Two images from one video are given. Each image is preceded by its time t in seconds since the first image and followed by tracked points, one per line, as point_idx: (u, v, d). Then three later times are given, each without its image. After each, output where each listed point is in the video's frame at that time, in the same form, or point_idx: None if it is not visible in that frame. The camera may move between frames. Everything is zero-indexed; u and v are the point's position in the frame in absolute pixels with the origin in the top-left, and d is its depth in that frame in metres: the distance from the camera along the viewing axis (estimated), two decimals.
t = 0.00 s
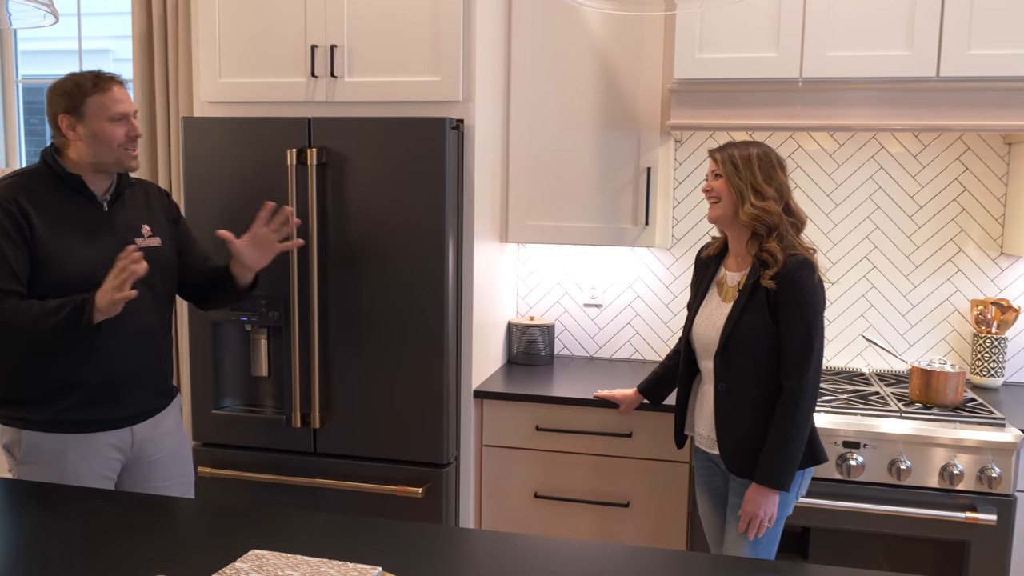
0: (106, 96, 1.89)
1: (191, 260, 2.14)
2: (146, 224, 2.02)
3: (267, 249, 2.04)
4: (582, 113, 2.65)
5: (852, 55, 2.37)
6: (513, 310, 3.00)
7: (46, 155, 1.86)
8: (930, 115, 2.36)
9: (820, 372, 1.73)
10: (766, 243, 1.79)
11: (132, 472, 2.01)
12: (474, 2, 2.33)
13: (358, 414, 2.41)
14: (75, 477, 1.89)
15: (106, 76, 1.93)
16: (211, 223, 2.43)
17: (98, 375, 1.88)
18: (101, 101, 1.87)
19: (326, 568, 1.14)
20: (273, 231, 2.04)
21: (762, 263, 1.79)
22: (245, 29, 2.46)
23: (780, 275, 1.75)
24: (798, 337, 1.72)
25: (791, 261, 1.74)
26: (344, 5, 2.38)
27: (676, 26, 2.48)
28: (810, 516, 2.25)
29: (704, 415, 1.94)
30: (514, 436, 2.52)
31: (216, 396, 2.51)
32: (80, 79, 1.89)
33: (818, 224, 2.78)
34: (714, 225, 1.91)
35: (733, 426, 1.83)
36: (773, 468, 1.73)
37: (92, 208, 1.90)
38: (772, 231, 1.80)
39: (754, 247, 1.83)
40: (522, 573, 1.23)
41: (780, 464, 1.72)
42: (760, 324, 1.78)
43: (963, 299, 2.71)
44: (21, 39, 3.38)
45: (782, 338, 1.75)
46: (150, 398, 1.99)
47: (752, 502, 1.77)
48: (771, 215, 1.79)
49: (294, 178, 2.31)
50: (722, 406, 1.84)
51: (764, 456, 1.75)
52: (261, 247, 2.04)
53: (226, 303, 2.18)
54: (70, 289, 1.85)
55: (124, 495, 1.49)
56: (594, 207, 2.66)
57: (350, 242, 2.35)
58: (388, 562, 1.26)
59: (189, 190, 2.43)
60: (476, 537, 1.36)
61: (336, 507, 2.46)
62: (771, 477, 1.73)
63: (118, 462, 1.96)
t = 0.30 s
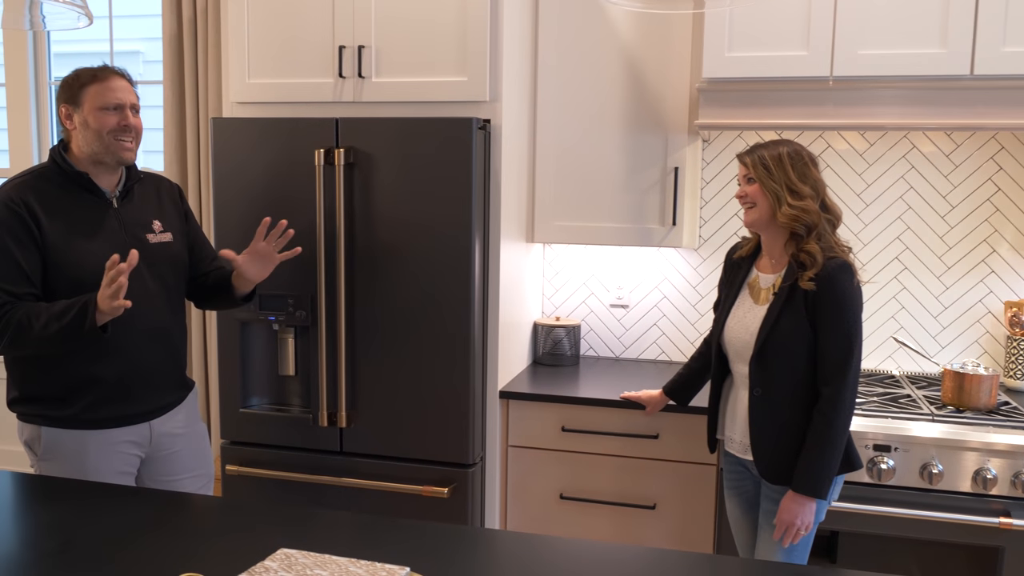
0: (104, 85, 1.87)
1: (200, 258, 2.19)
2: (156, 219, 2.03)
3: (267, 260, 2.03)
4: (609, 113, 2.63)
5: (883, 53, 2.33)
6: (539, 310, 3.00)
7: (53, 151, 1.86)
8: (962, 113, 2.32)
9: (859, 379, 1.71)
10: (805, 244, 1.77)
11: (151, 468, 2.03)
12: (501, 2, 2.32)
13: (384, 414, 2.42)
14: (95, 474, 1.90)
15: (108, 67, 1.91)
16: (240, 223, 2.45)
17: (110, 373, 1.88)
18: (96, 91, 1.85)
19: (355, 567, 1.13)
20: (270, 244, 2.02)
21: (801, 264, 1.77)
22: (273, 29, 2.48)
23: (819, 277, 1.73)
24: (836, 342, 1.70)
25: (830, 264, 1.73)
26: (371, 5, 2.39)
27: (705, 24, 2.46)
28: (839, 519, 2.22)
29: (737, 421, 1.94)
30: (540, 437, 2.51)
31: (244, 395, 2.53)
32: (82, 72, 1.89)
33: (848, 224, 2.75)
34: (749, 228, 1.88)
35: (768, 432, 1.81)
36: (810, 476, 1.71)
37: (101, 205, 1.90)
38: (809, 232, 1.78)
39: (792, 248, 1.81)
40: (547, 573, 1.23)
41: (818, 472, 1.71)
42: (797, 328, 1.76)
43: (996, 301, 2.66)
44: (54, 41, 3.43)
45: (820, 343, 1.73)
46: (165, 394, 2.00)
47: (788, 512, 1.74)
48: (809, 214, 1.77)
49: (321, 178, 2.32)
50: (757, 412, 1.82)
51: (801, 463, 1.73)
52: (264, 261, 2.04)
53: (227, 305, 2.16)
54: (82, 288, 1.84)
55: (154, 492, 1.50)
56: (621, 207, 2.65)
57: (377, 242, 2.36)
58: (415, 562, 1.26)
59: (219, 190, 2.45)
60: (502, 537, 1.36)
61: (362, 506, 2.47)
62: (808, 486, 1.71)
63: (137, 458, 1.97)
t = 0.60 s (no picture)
0: (137, 99, 1.86)
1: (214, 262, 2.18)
2: (172, 220, 2.04)
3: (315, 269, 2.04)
4: (629, 112, 2.62)
5: (906, 52, 2.31)
6: (558, 311, 2.99)
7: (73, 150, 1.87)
8: (986, 112, 2.29)
9: (884, 380, 1.69)
10: (832, 247, 1.76)
11: (167, 465, 2.04)
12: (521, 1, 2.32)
13: (403, 414, 2.42)
14: (112, 472, 1.90)
15: (142, 79, 1.90)
16: (260, 223, 2.46)
17: (127, 372, 1.89)
18: (126, 104, 1.84)
19: (374, 567, 1.13)
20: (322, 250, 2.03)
21: (828, 266, 1.76)
22: (293, 30, 2.49)
23: (845, 279, 1.71)
24: (862, 345, 1.68)
25: (857, 266, 1.71)
26: (391, 5, 2.39)
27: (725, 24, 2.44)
28: (861, 523, 2.19)
29: (756, 421, 1.92)
30: (558, 437, 2.51)
31: (264, 393, 2.54)
32: (116, 79, 1.87)
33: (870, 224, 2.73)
34: (775, 225, 1.87)
35: (791, 435, 1.80)
36: (836, 480, 1.69)
37: (118, 206, 1.91)
38: (836, 234, 1.77)
39: (817, 249, 1.80)
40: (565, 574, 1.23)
41: (844, 477, 1.69)
42: (821, 329, 1.74)
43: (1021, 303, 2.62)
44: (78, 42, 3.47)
45: (845, 344, 1.71)
46: (179, 393, 2.01)
47: (818, 519, 1.73)
48: (835, 217, 1.76)
49: (341, 178, 2.32)
50: (779, 414, 1.80)
51: (827, 467, 1.72)
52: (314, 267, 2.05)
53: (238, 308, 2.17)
54: (99, 288, 1.86)
55: (175, 490, 1.51)
56: (640, 207, 2.64)
57: (397, 240, 2.36)
58: (433, 563, 1.25)
59: (240, 190, 2.47)
60: (520, 537, 1.36)
61: (380, 506, 2.47)
62: (835, 491, 1.69)
63: (154, 456, 1.98)
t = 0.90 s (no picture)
0: (147, 91, 1.90)
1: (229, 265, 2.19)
2: (194, 221, 2.05)
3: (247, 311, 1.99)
4: (644, 113, 2.62)
5: (924, 51, 2.29)
6: (573, 311, 2.99)
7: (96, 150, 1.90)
8: (1006, 112, 2.27)
9: (902, 379, 1.68)
10: (856, 245, 1.75)
11: (185, 463, 2.05)
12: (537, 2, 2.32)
13: (418, 414, 2.43)
14: (130, 470, 1.91)
15: (149, 72, 1.94)
16: (277, 224, 2.47)
17: (144, 372, 1.90)
18: (140, 97, 1.88)
19: (390, 567, 1.13)
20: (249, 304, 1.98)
21: (849, 264, 1.76)
22: (310, 31, 2.50)
23: (868, 278, 1.70)
24: (880, 345, 1.67)
25: (880, 266, 1.70)
26: (407, 7, 2.40)
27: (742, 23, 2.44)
28: (878, 525, 2.18)
29: (768, 418, 1.91)
30: (573, 438, 2.51)
31: (280, 393, 2.55)
32: (126, 75, 1.91)
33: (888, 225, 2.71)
34: (798, 224, 1.86)
35: (804, 434, 1.79)
36: (847, 480, 1.68)
37: (139, 206, 1.92)
38: (861, 234, 1.76)
39: (842, 247, 1.80)
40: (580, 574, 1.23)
41: (857, 476, 1.68)
42: (838, 327, 1.74)
43: None
44: (97, 44, 3.50)
45: (862, 343, 1.71)
46: (197, 392, 2.01)
47: (821, 518, 1.72)
48: (864, 217, 1.74)
49: (358, 178, 2.33)
50: (795, 412, 1.80)
51: (839, 466, 1.70)
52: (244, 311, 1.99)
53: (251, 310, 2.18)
54: (119, 288, 1.87)
55: (194, 489, 1.52)
56: (655, 208, 2.63)
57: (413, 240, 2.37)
58: (449, 563, 1.25)
59: (257, 191, 2.48)
60: (536, 537, 1.36)
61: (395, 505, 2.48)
62: (846, 490, 1.68)
63: (172, 454, 1.99)
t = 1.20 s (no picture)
0: (165, 88, 1.91)
1: (248, 264, 2.19)
2: (215, 221, 2.06)
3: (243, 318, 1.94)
4: (658, 113, 2.62)
5: (940, 50, 2.28)
6: (586, 311, 2.99)
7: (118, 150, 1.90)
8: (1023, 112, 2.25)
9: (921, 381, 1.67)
10: (876, 246, 1.74)
11: (205, 459, 2.06)
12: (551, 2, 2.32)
13: (431, 414, 2.43)
14: (150, 467, 1.93)
15: (167, 70, 1.95)
16: (292, 223, 2.48)
17: (168, 369, 1.92)
18: (160, 94, 1.89)
19: (405, 565, 1.13)
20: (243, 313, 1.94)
21: (869, 264, 1.74)
22: (325, 31, 2.51)
23: (887, 279, 1.69)
24: (900, 347, 1.67)
25: (899, 267, 1.70)
26: (422, 6, 2.40)
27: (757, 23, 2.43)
28: (893, 527, 2.17)
29: (786, 418, 1.91)
30: (586, 438, 2.51)
31: (294, 392, 2.57)
32: (143, 75, 1.93)
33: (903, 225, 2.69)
34: (816, 226, 1.85)
35: (822, 434, 1.78)
36: (865, 481, 1.68)
37: (161, 207, 1.93)
38: (880, 233, 1.75)
39: (861, 248, 1.79)
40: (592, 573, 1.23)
41: (874, 477, 1.67)
42: (858, 328, 1.73)
43: None
44: (114, 45, 3.53)
45: (882, 344, 1.70)
46: (217, 390, 2.03)
47: (839, 517, 1.71)
48: (881, 217, 1.74)
49: (372, 178, 2.34)
50: (813, 412, 1.79)
51: (857, 467, 1.70)
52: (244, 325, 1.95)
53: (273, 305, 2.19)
54: (143, 287, 1.89)
55: (210, 486, 1.53)
56: (669, 208, 2.63)
57: (427, 240, 2.37)
58: (463, 562, 1.26)
59: (272, 191, 2.49)
60: (549, 537, 1.36)
61: (407, 505, 2.48)
62: (864, 490, 1.68)
63: (191, 452, 2.00)
